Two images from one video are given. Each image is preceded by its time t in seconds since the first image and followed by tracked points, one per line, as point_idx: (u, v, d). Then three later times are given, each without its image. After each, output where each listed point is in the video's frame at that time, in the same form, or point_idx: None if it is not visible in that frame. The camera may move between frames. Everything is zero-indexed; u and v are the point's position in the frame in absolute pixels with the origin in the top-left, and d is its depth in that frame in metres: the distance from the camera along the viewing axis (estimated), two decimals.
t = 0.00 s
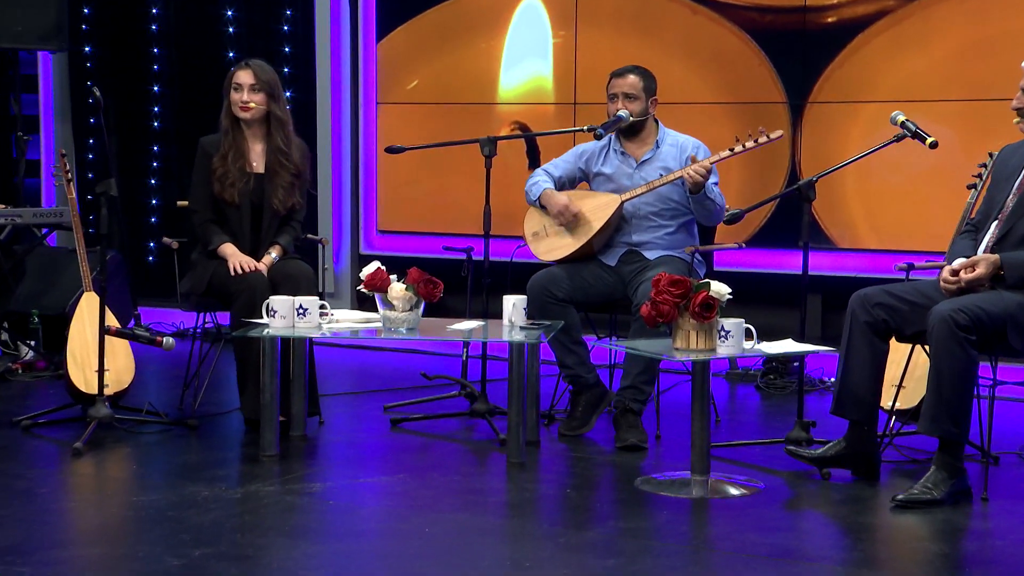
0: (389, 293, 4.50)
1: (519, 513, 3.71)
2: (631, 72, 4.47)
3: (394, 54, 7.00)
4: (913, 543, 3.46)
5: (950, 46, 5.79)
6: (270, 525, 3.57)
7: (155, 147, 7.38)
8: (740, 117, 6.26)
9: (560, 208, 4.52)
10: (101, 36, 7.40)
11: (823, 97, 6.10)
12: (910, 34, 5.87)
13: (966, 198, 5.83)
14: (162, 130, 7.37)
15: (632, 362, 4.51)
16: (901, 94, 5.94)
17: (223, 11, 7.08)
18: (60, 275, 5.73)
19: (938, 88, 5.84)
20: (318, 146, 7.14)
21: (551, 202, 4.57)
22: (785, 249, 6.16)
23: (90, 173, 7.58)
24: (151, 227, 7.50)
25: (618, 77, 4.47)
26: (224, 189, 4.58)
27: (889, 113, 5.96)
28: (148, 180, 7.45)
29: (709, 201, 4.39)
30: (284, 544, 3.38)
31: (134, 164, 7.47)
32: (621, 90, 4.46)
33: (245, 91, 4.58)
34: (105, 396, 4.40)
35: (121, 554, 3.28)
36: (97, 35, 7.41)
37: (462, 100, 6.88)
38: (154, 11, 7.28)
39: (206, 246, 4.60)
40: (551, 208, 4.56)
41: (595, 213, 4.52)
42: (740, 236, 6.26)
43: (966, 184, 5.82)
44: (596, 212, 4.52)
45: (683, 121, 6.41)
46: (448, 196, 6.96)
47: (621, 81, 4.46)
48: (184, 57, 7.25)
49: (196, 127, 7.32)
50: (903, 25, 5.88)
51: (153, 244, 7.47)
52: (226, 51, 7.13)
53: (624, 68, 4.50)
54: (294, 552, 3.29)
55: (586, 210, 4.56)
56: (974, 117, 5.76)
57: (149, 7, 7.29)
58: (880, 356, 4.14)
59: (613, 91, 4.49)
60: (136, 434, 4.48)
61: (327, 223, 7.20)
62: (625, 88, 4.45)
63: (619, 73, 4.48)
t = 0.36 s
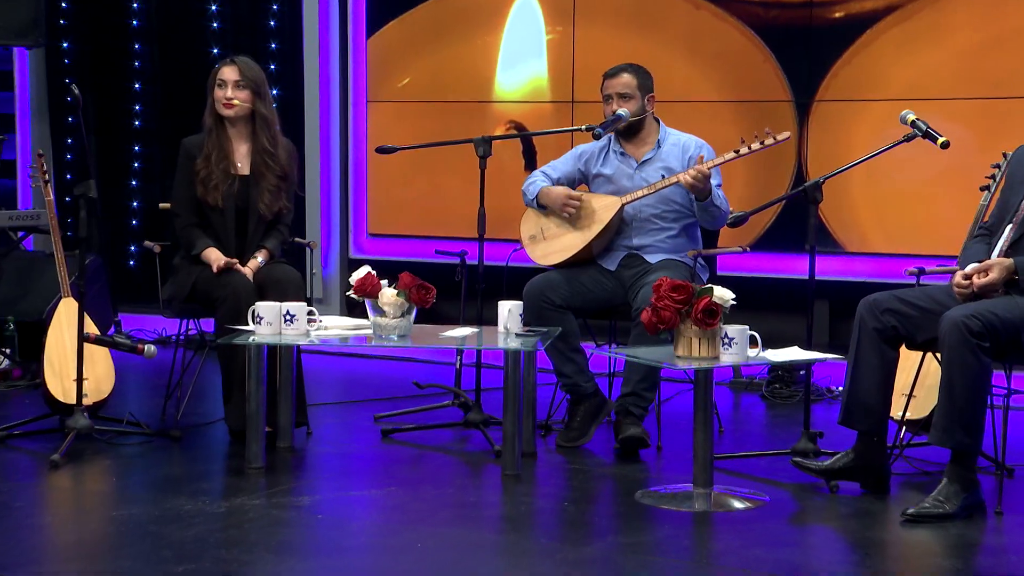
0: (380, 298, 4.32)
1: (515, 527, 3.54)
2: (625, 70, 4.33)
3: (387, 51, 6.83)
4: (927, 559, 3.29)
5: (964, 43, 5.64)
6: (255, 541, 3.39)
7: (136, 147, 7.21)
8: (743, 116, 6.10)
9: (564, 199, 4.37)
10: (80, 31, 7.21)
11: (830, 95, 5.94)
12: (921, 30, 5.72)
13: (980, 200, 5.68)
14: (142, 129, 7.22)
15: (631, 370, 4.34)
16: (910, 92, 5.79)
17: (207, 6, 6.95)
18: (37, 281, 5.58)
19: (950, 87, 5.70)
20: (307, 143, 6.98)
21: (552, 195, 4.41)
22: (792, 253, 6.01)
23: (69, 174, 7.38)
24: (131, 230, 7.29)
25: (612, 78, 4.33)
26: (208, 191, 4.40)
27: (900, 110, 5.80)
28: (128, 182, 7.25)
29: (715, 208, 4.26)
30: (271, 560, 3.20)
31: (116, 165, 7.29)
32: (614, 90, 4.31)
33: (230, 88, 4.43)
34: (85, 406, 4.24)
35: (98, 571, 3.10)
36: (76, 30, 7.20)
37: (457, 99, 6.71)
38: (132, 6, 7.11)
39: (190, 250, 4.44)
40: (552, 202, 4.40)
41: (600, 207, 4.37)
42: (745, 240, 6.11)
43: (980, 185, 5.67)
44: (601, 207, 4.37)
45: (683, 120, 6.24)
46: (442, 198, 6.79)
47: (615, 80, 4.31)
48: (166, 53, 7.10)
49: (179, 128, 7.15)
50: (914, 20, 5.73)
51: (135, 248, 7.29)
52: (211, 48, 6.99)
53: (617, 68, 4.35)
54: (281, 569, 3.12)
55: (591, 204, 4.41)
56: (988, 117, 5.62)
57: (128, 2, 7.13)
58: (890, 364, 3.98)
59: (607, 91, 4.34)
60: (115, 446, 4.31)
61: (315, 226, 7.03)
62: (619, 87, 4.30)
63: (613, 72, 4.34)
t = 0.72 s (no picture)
0: (371, 304, 4.17)
1: (511, 542, 3.37)
2: (632, 71, 4.13)
3: (380, 48, 6.67)
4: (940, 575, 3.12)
5: (976, 38, 5.49)
6: (241, 556, 3.22)
7: (118, 147, 7.04)
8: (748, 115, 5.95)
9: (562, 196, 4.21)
10: (59, 26, 7.00)
11: (837, 93, 5.79)
12: (932, 25, 5.57)
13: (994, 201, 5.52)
14: (124, 128, 7.05)
15: (632, 379, 4.18)
16: (920, 90, 5.64)
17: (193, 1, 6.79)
18: (14, 285, 5.38)
19: (961, 84, 5.55)
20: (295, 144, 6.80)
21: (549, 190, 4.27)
22: (799, 258, 5.86)
23: (47, 175, 7.16)
24: (112, 233, 7.14)
25: (621, 80, 4.14)
26: (192, 192, 4.25)
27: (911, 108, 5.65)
28: (109, 183, 7.09)
29: (718, 194, 4.08)
30: None
31: (96, 165, 7.11)
32: (627, 94, 4.14)
33: (219, 86, 4.27)
34: (64, 417, 4.07)
35: None
36: (54, 26, 7.00)
37: (452, 97, 6.55)
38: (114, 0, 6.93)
39: (172, 254, 4.27)
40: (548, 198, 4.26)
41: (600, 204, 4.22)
42: (749, 243, 5.92)
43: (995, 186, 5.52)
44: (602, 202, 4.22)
45: (685, 119, 6.09)
46: (438, 199, 6.63)
47: (626, 84, 4.13)
48: (149, 49, 6.93)
49: (161, 128, 6.99)
50: (925, 15, 5.58)
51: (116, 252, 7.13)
52: (197, 44, 6.84)
53: (622, 67, 4.15)
54: None
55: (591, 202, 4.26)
56: (1000, 115, 5.47)
57: None
58: (901, 372, 3.80)
59: (616, 99, 4.16)
60: (96, 458, 4.14)
61: (303, 227, 6.84)
62: (633, 91, 4.13)
63: (620, 76, 4.14)
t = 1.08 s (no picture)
0: (361, 311, 4.01)
1: (508, 559, 3.20)
2: (627, 75, 3.96)
3: (372, 44, 6.50)
4: None
5: (991, 34, 5.33)
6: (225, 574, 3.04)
7: (97, 147, 6.86)
8: (753, 113, 5.79)
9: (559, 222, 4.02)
10: (36, 21, 6.73)
11: (847, 91, 5.63)
12: (944, 20, 5.41)
13: (1009, 202, 5.36)
14: (103, 127, 6.85)
15: (634, 388, 4.01)
16: (931, 86, 5.48)
17: None
18: None
19: (975, 81, 5.38)
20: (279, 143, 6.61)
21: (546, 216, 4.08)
22: (809, 261, 5.70)
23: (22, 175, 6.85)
24: (91, 236, 6.95)
25: (616, 86, 3.96)
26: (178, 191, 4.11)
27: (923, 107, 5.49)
28: (88, 184, 6.90)
29: (722, 196, 3.91)
30: None
31: (74, 166, 6.92)
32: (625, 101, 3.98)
33: (225, 88, 4.18)
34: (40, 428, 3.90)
35: None
36: (31, 20, 6.72)
37: (447, 95, 6.38)
38: None
39: (154, 259, 4.13)
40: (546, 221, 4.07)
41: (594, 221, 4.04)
42: (757, 245, 5.79)
43: (1009, 186, 5.36)
44: (595, 219, 4.04)
45: (688, 119, 5.93)
46: (433, 200, 6.46)
47: (621, 89, 3.95)
48: (130, 45, 6.74)
49: (141, 126, 6.81)
50: (938, 10, 5.42)
51: (94, 256, 6.95)
52: (180, 39, 6.60)
53: (616, 71, 3.97)
54: None
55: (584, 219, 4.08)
56: (1015, 113, 5.31)
57: None
58: (913, 380, 3.61)
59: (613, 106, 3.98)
60: (75, 471, 3.97)
61: (291, 230, 6.66)
62: (629, 97, 3.96)
63: (614, 82, 3.96)
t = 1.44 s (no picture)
0: (347, 317, 3.85)
1: None
2: (619, 77, 3.81)
3: (360, 39, 6.34)
4: None
5: (1001, 30, 5.19)
6: None
7: (71, 147, 6.68)
8: (754, 111, 5.65)
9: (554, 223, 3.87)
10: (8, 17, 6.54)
11: (851, 89, 5.49)
12: (952, 16, 5.27)
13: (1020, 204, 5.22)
14: (77, 127, 6.68)
15: (631, 396, 3.85)
16: (936, 84, 5.35)
17: None
18: None
19: (985, 79, 5.24)
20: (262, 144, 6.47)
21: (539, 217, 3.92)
22: (810, 266, 5.54)
23: None
24: (66, 240, 6.77)
25: (608, 89, 3.81)
26: (150, 195, 3.98)
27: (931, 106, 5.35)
28: (63, 186, 6.72)
29: (721, 199, 3.77)
30: None
31: (48, 167, 6.73)
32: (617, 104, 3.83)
33: (199, 86, 4.06)
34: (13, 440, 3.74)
35: None
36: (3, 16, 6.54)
37: (437, 93, 6.23)
38: None
39: (130, 266, 3.99)
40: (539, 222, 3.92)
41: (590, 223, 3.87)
42: (758, 250, 5.62)
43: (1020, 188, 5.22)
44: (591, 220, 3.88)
45: (685, 117, 5.78)
46: (424, 201, 6.30)
47: (614, 93, 3.80)
48: (105, 41, 6.60)
49: (117, 126, 6.66)
50: (945, 5, 5.28)
51: (69, 260, 6.76)
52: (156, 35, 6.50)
53: (610, 73, 3.82)
54: None
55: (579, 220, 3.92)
56: None
57: None
58: (920, 389, 3.46)
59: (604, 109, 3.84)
60: (48, 485, 3.81)
61: (275, 236, 6.52)
62: (622, 101, 3.81)
63: (606, 85, 3.82)
